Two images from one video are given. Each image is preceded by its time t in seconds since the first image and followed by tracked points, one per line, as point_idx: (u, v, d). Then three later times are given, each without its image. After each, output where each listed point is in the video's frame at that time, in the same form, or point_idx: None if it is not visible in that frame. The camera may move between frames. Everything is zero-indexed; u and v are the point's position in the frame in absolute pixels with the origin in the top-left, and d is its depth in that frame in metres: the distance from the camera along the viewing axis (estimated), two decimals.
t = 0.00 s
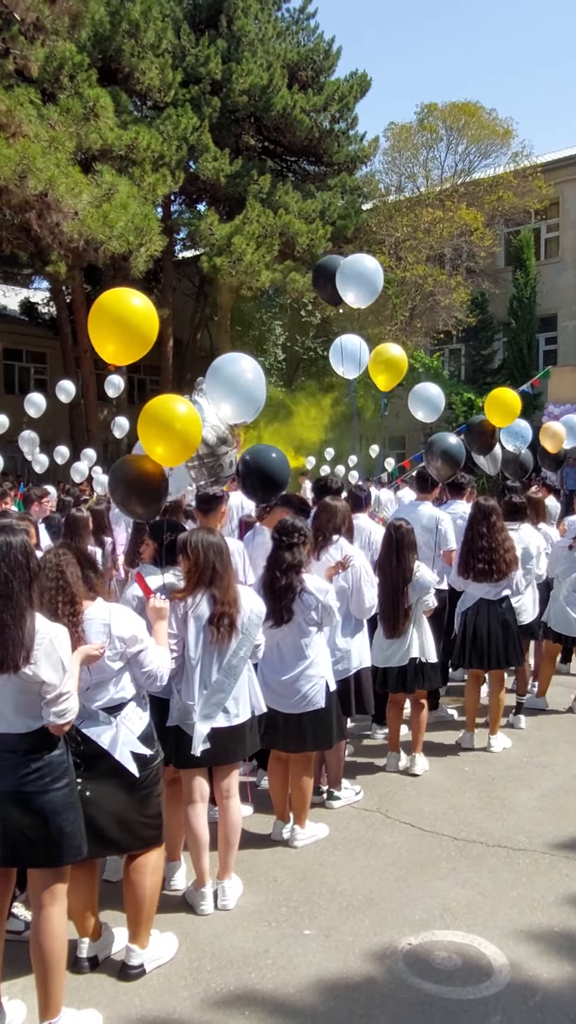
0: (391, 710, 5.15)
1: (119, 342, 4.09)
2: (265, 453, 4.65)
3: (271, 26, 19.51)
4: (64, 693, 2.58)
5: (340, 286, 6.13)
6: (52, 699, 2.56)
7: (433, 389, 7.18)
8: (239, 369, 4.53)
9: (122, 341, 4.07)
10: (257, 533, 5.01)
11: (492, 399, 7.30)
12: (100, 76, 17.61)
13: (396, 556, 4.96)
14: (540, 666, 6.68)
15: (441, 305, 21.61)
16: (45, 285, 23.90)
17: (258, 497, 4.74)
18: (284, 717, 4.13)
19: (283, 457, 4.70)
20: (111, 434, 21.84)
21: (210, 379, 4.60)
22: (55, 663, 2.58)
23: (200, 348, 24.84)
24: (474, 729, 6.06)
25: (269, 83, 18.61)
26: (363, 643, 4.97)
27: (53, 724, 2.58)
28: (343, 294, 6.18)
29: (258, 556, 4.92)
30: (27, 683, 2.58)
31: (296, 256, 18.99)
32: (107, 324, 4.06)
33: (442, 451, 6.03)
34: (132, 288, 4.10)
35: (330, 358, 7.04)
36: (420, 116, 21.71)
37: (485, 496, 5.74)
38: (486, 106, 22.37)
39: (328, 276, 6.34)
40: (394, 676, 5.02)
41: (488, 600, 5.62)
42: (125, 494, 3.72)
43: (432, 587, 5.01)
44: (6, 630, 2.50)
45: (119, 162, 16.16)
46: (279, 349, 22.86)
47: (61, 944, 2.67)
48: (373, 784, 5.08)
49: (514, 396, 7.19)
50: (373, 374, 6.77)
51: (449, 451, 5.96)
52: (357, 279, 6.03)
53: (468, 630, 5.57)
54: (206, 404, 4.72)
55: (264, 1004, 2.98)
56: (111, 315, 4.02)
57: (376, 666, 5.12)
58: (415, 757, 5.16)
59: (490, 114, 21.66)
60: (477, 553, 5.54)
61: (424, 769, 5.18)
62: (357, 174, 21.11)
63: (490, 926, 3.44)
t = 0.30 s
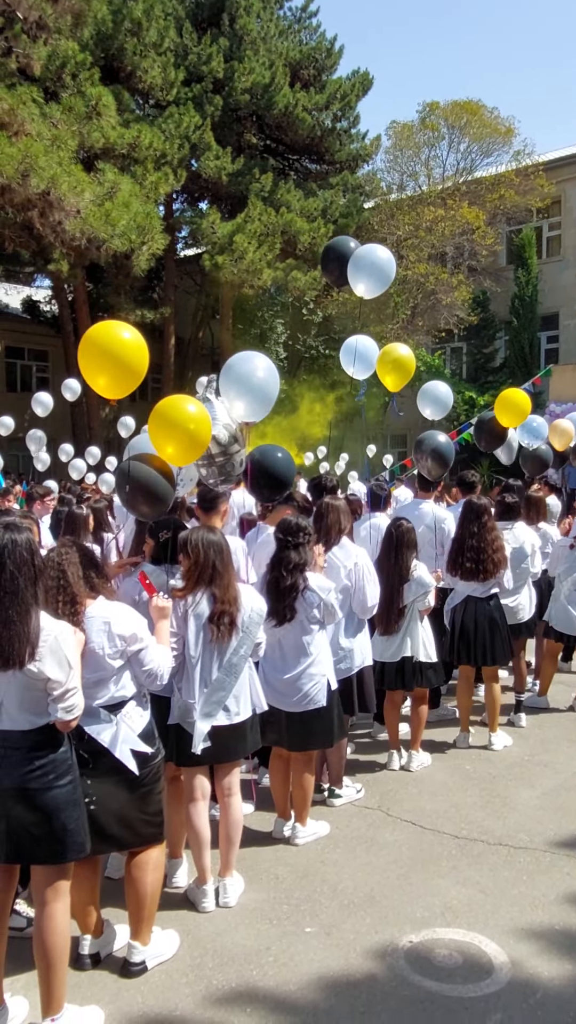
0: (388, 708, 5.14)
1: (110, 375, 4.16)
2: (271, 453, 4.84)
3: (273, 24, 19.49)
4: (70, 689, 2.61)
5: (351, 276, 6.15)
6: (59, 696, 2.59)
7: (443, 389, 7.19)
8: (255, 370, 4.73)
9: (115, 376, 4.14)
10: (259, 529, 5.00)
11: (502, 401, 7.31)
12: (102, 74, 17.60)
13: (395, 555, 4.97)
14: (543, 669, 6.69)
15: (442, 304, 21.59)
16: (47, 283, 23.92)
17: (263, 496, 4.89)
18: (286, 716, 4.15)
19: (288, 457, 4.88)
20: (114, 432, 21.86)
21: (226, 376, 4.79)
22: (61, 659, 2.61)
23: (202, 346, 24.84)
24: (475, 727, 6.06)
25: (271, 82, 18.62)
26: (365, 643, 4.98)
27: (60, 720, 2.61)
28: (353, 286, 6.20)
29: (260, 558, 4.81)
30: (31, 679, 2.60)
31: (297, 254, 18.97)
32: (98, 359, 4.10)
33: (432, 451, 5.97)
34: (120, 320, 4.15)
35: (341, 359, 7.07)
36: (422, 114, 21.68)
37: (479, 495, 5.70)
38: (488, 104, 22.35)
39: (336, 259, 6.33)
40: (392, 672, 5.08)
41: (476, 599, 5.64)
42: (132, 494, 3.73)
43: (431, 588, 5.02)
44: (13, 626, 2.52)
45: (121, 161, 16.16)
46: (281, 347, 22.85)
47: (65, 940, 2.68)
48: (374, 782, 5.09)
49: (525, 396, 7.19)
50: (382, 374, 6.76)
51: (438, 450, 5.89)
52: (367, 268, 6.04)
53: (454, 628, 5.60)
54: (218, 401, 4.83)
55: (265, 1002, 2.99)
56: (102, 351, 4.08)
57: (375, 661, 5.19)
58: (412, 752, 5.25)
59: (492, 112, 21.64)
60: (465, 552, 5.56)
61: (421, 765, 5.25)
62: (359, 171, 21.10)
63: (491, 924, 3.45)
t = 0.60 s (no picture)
0: (393, 706, 5.19)
1: (112, 324, 4.23)
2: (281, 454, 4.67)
3: (275, 24, 19.46)
4: (71, 687, 2.60)
5: (357, 274, 6.15)
6: (59, 694, 2.59)
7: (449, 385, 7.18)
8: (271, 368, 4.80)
9: (115, 323, 4.21)
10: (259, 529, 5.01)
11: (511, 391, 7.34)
12: (104, 74, 17.59)
13: (405, 556, 4.95)
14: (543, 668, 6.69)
15: (444, 303, 21.56)
16: (48, 283, 23.93)
17: (272, 496, 4.78)
18: (287, 715, 4.15)
19: (298, 458, 4.72)
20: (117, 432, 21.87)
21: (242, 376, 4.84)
22: (62, 657, 2.61)
23: (204, 345, 24.84)
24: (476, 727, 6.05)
25: (273, 81, 18.61)
26: (366, 642, 4.99)
27: (60, 719, 2.60)
28: (359, 284, 6.20)
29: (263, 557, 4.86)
30: (34, 678, 2.61)
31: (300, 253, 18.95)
32: (98, 307, 4.18)
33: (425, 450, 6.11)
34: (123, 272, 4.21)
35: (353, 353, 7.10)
36: (424, 114, 21.68)
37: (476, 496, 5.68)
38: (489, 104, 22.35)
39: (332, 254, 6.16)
40: (403, 673, 5.08)
41: (470, 599, 5.65)
42: (141, 494, 3.69)
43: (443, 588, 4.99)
44: (16, 624, 2.52)
45: (123, 161, 16.16)
46: (283, 346, 22.84)
47: (66, 938, 2.69)
48: (375, 782, 5.09)
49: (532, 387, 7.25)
50: (385, 371, 6.76)
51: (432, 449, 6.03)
52: (371, 267, 6.04)
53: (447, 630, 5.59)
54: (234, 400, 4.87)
55: (266, 1001, 2.99)
56: (104, 300, 4.14)
57: (385, 662, 5.18)
58: (437, 754, 5.14)
59: (494, 111, 21.64)
60: (458, 550, 5.54)
61: (446, 767, 5.15)
62: (361, 171, 21.10)
63: (492, 923, 3.45)
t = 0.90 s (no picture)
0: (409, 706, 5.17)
1: (117, 326, 4.23)
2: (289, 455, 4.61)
3: (278, 23, 19.45)
4: (70, 687, 2.61)
5: (362, 280, 6.17)
6: (58, 694, 2.59)
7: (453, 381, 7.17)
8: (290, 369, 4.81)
9: (122, 325, 4.20)
10: (262, 528, 5.00)
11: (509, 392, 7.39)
12: (107, 75, 17.60)
13: (426, 556, 4.97)
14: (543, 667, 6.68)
15: (446, 303, 21.55)
16: (51, 283, 23.95)
17: (278, 497, 4.67)
18: (289, 715, 4.15)
19: (306, 459, 4.65)
20: (120, 432, 21.87)
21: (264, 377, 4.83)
22: (61, 656, 2.61)
23: (206, 345, 24.85)
24: (479, 727, 6.05)
25: (275, 81, 18.62)
26: (370, 642, 4.98)
27: (58, 719, 2.61)
28: (365, 288, 6.22)
29: (266, 557, 4.89)
30: (34, 677, 2.61)
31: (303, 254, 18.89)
32: (104, 308, 4.18)
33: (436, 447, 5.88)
34: (129, 273, 4.21)
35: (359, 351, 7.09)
36: (426, 113, 21.70)
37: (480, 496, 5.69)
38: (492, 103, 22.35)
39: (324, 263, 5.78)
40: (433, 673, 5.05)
41: (477, 598, 5.69)
42: (148, 494, 3.47)
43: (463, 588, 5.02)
44: (14, 624, 2.52)
45: (126, 161, 16.18)
46: (286, 346, 22.80)
47: (70, 938, 2.69)
48: (378, 781, 5.09)
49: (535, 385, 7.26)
50: (391, 372, 6.74)
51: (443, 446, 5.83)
52: (377, 273, 6.05)
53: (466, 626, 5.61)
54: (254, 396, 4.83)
55: (269, 1001, 3.00)
56: (110, 301, 4.15)
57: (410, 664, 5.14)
58: (442, 758, 5.14)
59: (496, 111, 21.63)
60: (464, 550, 5.57)
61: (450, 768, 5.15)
62: (363, 170, 21.11)
63: (494, 923, 3.45)
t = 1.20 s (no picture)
0: (425, 703, 5.21)
1: (116, 337, 4.28)
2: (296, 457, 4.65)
3: (280, 24, 19.45)
4: (68, 689, 2.61)
5: (370, 282, 6.17)
6: (56, 695, 2.59)
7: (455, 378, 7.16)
8: (300, 369, 4.74)
9: (121, 336, 4.25)
10: (265, 529, 5.03)
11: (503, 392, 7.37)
12: (110, 76, 17.61)
13: (439, 556, 4.98)
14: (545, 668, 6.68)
15: (450, 303, 21.51)
16: (55, 284, 24.01)
17: (286, 499, 4.68)
18: (293, 716, 4.16)
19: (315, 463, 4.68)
20: (124, 432, 21.93)
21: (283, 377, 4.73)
22: (59, 658, 2.62)
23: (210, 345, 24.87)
24: (483, 727, 6.05)
25: (278, 81, 18.62)
26: (374, 640, 4.98)
27: (57, 721, 2.61)
28: (373, 291, 6.22)
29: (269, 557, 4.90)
30: (32, 681, 2.62)
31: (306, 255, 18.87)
32: (103, 319, 4.22)
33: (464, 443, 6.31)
34: (128, 286, 4.27)
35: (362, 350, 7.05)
36: (429, 113, 21.70)
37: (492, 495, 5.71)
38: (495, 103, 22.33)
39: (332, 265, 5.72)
40: (442, 674, 5.04)
41: (492, 598, 5.66)
42: (158, 494, 3.54)
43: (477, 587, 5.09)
44: (10, 628, 2.53)
45: (129, 162, 16.21)
46: (290, 346, 22.79)
47: (77, 937, 2.70)
48: (382, 782, 5.09)
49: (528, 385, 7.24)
50: (396, 373, 6.74)
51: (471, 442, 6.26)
52: (385, 274, 6.04)
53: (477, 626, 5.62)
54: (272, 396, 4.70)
55: (275, 1001, 3.00)
56: (108, 313, 4.20)
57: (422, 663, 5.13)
58: (446, 759, 5.14)
59: (499, 110, 21.60)
60: (479, 550, 5.58)
61: (454, 769, 5.16)
62: (366, 170, 21.13)
63: (499, 924, 3.45)
